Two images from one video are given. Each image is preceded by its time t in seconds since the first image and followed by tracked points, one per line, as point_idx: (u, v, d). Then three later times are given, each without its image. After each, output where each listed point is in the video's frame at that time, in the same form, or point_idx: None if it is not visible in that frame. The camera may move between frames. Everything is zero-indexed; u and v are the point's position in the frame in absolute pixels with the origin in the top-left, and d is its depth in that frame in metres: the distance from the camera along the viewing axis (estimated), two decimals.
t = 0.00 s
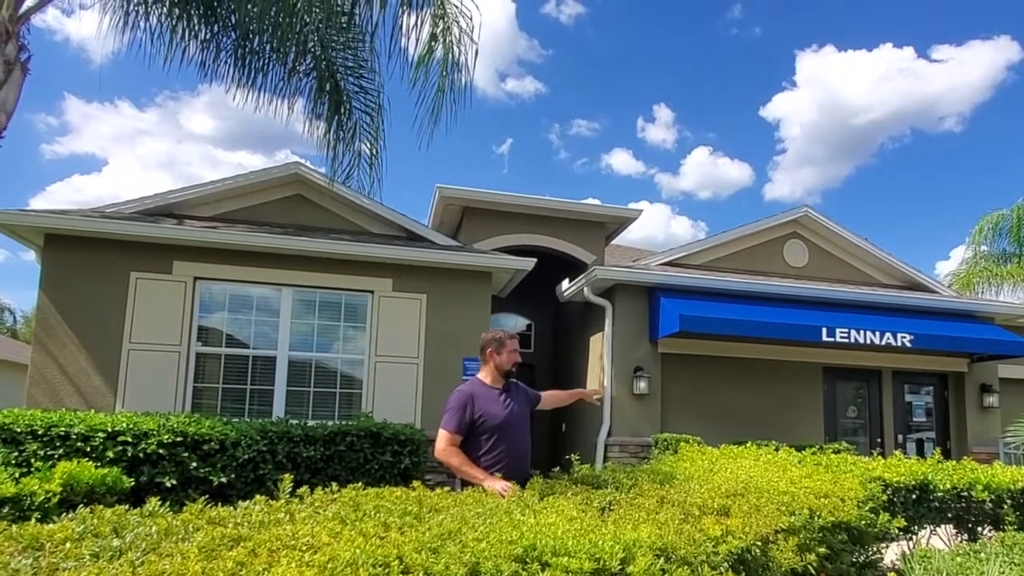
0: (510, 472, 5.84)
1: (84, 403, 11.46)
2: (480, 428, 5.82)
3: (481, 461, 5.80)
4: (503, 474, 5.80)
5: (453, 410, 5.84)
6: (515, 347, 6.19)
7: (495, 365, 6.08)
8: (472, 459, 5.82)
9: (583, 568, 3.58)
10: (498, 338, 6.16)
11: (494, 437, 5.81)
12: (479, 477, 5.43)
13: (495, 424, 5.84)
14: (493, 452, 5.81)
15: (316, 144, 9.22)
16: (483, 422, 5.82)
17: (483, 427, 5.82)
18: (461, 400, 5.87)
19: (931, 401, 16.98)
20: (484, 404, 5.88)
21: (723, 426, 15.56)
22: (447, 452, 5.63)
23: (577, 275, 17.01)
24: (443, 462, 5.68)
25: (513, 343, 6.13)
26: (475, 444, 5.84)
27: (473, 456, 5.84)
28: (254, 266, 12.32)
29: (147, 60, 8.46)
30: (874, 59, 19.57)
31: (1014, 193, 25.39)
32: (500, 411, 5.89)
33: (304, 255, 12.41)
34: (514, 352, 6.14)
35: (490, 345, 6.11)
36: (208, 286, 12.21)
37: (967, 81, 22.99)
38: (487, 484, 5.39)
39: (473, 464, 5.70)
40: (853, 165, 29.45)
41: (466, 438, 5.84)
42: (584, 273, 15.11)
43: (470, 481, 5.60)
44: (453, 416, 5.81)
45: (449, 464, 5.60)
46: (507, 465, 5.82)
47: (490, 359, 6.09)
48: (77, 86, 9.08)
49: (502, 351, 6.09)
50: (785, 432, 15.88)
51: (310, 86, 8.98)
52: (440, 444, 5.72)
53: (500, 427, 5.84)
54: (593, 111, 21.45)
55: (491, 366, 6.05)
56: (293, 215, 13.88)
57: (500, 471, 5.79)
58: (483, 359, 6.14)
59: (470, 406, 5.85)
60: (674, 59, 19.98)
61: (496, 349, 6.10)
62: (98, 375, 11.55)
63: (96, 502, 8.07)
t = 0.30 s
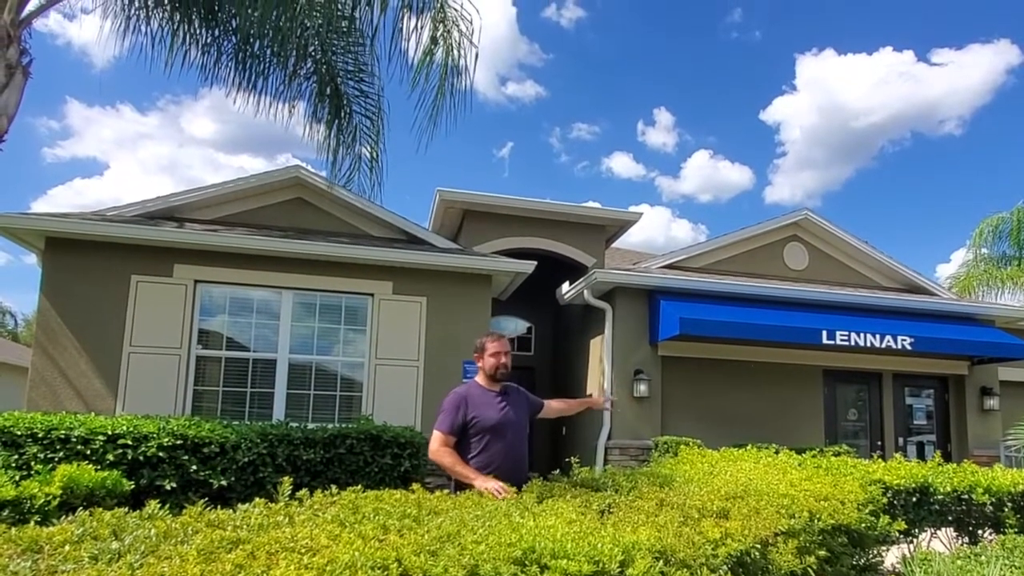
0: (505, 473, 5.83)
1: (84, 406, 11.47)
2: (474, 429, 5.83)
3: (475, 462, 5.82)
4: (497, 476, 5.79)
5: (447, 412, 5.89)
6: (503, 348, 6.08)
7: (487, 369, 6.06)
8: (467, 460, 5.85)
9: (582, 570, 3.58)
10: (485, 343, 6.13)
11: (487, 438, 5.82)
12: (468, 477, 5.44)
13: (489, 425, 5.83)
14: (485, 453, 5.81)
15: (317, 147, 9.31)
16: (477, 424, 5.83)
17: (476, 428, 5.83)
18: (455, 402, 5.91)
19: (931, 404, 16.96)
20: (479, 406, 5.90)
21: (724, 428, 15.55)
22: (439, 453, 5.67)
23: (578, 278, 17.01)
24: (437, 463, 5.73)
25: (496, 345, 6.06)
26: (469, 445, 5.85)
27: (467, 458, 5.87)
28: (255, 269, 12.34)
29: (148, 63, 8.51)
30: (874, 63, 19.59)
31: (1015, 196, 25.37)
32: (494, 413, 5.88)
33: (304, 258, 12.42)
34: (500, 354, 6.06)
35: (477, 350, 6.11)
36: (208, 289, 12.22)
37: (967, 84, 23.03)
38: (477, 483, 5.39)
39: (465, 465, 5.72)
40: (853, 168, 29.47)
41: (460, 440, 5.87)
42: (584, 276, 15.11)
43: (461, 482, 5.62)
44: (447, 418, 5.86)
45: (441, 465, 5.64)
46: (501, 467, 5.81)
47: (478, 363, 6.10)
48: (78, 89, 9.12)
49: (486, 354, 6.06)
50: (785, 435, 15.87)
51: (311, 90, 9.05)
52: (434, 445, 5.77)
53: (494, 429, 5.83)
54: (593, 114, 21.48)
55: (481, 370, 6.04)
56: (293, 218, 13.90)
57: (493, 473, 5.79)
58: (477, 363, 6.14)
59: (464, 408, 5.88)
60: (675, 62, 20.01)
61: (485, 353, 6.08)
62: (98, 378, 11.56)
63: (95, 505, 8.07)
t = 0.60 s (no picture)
0: (499, 473, 5.84)
1: (84, 407, 11.49)
2: (467, 430, 5.87)
3: (469, 461, 5.84)
4: (491, 476, 5.80)
5: (441, 413, 5.94)
6: (499, 349, 6.06)
7: (483, 370, 6.06)
8: (461, 460, 5.88)
9: (579, 571, 3.58)
10: (480, 344, 6.12)
11: (481, 438, 5.84)
12: (458, 477, 5.47)
13: (482, 426, 5.85)
14: (479, 453, 5.84)
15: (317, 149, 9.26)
16: (470, 425, 5.85)
17: (470, 428, 5.86)
18: (449, 403, 5.95)
19: (931, 405, 16.94)
20: (473, 406, 5.92)
21: (723, 430, 15.55)
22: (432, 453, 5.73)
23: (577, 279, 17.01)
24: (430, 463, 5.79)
25: (490, 346, 6.03)
26: (463, 446, 5.88)
27: (462, 458, 5.90)
28: (254, 270, 12.35)
29: (148, 65, 8.63)
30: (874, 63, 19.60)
31: (1015, 197, 25.34)
32: (488, 413, 5.90)
33: (304, 259, 12.43)
34: (495, 355, 6.05)
35: (474, 351, 6.10)
36: (208, 290, 12.23)
37: (967, 86, 23.03)
38: (467, 482, 5.41)
39: (457, 465, 5.76)
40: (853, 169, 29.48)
41: (455, 440, 5.91)
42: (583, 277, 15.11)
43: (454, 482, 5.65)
44: (441, 419, 5.91)
45: (434, 465, 5.69)
46: (495, 466, 5.82)
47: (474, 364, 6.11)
48: (79, 91, 9.18)
49: (481, 355, 6.06)
50: (785, 436, 15.87)
51: (310, 91, 9.01)
52: (428, 445, 5.83)
53: (487, 429, 5.85)
54: (593, 116, 21.49)
55: (476, 372, 6.04)
56: (293, 219, 13.90)
57: (487, 473, 5.80)
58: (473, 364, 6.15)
59: (457, 409, 5.92)
60: (674, 63, 20.03)
61: (481, 355, 6.07)
62: (97, 379, 11.57)
63: (94, 506, 8.07)
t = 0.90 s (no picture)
0: (496, 474, 5.84)
1: (83, 408, 11.50)
2: (465, 430, 5.90)
3: (467, 462, 5.86)
4: (488, 477, 5.80)
5: (440, 414, 6.00)
6: (499, 350, 6.06)
7: (483, 371, 6.07)
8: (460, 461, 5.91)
9: (576, 571, 3.58)
10: (480, 345, 6.13)
11: (478, 439, 5.85)
12: (452, 477, 5.50)
13: (479, 427, 5.87)
14: (477, 454, 5.85)
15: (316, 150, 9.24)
16: (467, 426, 5.89)
17: (468, 429, 5.89)
18: (447, 404, 6.01)
19: (930, 406, 16.94)
20: (471, 407, 5.95)
21: (723, 430, 15.55)
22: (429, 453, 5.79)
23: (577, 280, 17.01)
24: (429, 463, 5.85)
25: (491, 348, 6.04)
26: (462, 446, 5.91)
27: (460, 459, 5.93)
28: (254, 271, 12.37)
29: (147, 65, 8.65)
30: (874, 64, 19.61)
31: (1015, 198, 25.32)
32: (485, 414, 5.92)
33: (303, 260, 12.44)
34: (495, 356, 6.05)
35: (473, 351, 6.11)
36: (208, 291, 12.25)
37: (967, 86, 23.04)
38: (460, 482, 5.43)
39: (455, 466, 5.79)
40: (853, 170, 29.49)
41: (454, 441, 5.95)
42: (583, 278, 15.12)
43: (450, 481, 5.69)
44: (439, 420, 5.97)
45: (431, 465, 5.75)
46: (492, 467, 5.82)
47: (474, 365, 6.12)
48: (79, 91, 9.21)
49: (481, 356, 6.07)
50: (784, 437, 15.86)
51: (309, 92, 8.98)
52: (426, 446, 5.89)
53: (484, 430, 5.87)
54: (593, 117, 21.49)
55: (476, 373, 6.05)
56: (292, 220, 13.92)
57: (483, 474, 5.81)
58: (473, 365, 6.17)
59: (455, 410, 5.96)
60: (674, 64, 20.04)
61: (480, 356, 6.08)
62: (97, 380, 11.59)
63: (94, 506, 8.09)
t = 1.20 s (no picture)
0: (496, 475, 5.85)
1: (83, 409, 11.52)
2: (466, 431, 5.92)
3: (467, 463, 5.87)
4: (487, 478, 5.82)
5: (442, 414, 6.04)
6: (501, 352, 6.06)
7: (485, 373, 6.08)
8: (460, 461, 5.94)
9: (573, 572, 3.59)
10: (483, 347, 6.14)
11: (478, 440, 5.87)
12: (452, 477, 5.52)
13: (479, 428, 5.89)
14: (477, 454, 5.86)
15: (316, 152, 9.26)
16: (468, 427, 5.91)
17: (468, 430, 5.91)
18: (449, 405, 6.04)
19: (930, 407, 16.94)
20: (472, 408, 5.98)
21: (722, 431, 15.56)
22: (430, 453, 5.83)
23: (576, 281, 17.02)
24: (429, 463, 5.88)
25: (492, 350, 6.05)
26: (462, 447, 5.94)
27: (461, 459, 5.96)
28: (254, 272, 12.39)
29: (148, 67, 8.70)
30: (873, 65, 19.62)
31: (1015, 199, 25.32)
32: (486, 416, 5.94)
33: (303, 261, 12.46)
34: (497, 358, 6.06)
35: (476, 353, 6.13)
36: (208, 293, 12.27)
37: (966, 87, 23.05)
38: (460, 482, 5.45)
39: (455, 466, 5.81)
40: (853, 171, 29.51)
41: (455, 442, 5.98)
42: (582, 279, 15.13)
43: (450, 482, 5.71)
44: (441, 420, 6.00)
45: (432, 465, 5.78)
46: (492, 468, 5.83)
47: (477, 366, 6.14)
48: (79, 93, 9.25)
49: (484, 358, 6.09)
50: (784, 437, 15.87)
51: (309, 94, 8.99)
52: (427, 446, 5.93)
53: (484, 432, 5.89)
54: (593, 118, 21.51)
55: (478, 375, 6.07)
56: (292, 222, 13.94)
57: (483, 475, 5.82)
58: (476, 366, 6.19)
59: (456, 411, 5.99)
60: (674, 66, 20.08)
61: (482, 357, 6.10)
62: (97, 381, 11.61)
63: (93, 507, 8.10)
